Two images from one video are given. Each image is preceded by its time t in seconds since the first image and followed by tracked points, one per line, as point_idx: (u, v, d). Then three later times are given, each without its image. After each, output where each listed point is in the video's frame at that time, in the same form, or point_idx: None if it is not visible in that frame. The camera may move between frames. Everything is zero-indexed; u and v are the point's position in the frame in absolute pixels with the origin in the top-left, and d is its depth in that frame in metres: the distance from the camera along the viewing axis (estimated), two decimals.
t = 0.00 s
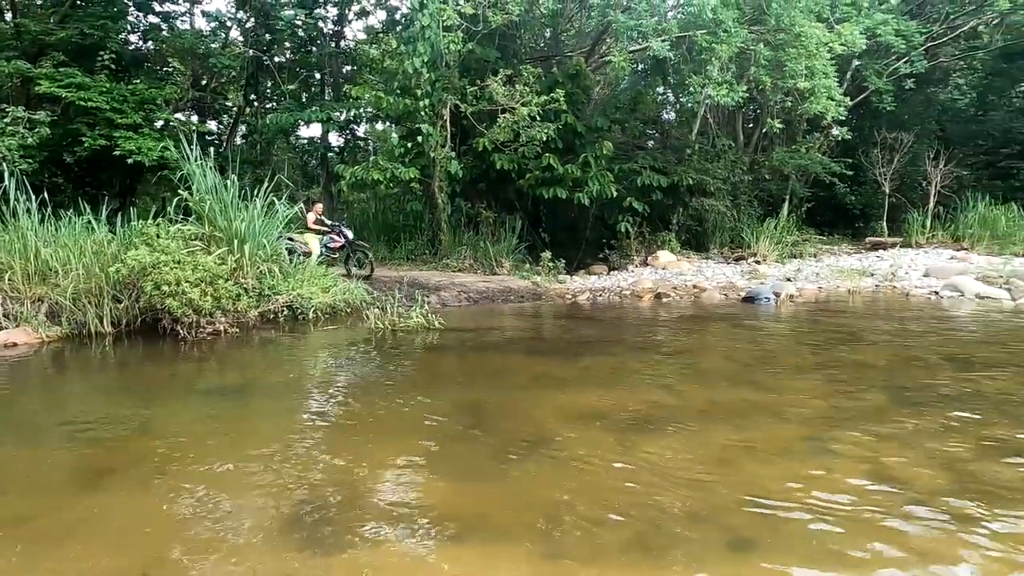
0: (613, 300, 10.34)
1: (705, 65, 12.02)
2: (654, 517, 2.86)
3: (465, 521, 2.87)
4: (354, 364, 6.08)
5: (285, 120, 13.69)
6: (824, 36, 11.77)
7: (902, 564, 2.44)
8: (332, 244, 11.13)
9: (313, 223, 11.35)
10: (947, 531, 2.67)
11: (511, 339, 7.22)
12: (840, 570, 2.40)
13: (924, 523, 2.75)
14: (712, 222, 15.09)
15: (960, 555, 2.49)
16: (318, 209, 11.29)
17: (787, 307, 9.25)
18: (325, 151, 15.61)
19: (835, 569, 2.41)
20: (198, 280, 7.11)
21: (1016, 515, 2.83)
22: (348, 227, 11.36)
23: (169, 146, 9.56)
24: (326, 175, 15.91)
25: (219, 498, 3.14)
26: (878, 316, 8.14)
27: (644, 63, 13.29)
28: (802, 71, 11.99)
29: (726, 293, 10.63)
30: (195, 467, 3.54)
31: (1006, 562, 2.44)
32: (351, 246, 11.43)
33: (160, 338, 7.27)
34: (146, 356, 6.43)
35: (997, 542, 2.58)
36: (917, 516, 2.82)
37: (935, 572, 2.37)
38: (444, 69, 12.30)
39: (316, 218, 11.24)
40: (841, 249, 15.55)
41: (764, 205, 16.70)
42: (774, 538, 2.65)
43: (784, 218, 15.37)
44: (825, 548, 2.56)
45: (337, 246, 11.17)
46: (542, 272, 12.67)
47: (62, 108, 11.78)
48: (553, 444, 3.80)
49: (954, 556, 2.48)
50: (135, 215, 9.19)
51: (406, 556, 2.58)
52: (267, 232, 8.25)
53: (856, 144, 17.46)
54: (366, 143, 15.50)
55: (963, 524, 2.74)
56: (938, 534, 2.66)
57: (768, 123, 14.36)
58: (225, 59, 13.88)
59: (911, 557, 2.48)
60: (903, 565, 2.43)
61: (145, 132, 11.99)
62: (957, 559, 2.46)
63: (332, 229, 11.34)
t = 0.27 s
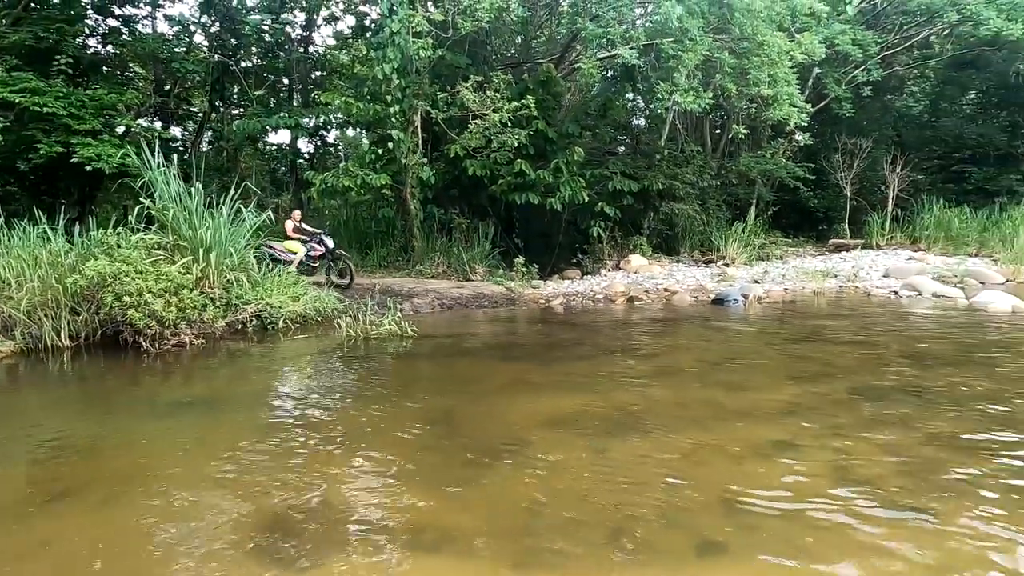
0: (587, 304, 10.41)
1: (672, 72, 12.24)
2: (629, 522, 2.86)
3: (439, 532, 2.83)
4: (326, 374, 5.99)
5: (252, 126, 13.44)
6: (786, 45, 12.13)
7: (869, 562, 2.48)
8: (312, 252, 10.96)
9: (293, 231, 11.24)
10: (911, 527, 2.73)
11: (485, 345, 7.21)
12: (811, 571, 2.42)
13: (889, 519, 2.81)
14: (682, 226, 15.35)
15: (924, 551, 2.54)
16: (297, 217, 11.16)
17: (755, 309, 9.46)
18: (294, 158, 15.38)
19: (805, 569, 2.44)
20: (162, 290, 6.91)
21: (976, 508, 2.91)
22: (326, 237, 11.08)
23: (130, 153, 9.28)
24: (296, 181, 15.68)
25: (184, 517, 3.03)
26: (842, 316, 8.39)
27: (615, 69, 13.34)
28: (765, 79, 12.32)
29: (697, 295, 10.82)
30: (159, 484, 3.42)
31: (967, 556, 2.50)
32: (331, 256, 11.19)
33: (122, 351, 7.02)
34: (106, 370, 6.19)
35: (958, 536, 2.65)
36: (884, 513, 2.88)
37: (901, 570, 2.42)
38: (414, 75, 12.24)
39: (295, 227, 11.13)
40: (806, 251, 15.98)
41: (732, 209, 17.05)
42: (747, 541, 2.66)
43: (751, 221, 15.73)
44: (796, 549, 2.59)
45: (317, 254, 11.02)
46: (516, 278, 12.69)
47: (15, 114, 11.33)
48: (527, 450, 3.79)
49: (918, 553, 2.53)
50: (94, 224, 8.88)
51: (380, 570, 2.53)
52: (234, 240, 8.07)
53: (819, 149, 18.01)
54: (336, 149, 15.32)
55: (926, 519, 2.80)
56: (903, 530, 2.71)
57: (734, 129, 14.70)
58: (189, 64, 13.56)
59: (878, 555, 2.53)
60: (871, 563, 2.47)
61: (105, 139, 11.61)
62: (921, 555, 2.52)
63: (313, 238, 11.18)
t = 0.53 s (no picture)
0: (563, 303, 10.44)
1: (644, 72, 12.36)
2: (609, 521, 2.86)
3: (418, 537, 2.79)
4: (297, 376, 5.89)
5: (220, 124, 13.11)
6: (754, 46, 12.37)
7: (847, 557, 2.49)
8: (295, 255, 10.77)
9: (274, 233, 11.05)
10: (886, 520, 2.76)
11: (460, 344, 7.19)
12: (791, 568, 2.42)
13: (864, 512, 2.84)
14: (655, 224, 15.54)
15: (900, 543, 2.57)
16: (280, 220, 11.01)
17: (726, 305, 9.64)
18: (265, 157, 15.07)
19: (785, 566, 2.44)
20: (126, 294, 6.69)
21: (947, 497, 2.97)
22: (308, 239, 10.79)
23: (91, 151, 8.95)
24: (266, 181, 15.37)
25: (151, 528, 2.92)
26: (809, 311, 8.61)
27: (587, 70, 13.81)
28: (734, 80, 12.55)
29: (670, 292, 10.97)
30: (124, 496, 3.30)
31: (940, 546, 2.54)
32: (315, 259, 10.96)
33: (84, 357, 6.76)
34: (67, 377, 5.94)
35: (931, 527, 2.69)
36: (859, 506, 2.91)
37: (879, 563, 2.43)
38: (387, 74, 12.11)
39: (278, 228, 10.95)
40: (775, 248, 16.35)
41: (704, 207, 17.32)
42: (726, 539, 2.66)
43: (722, 219, 16.01)
44: (776, 545, 2.59)
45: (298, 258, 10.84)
46: (492, 277, 12.68)
47: None
48: (506, 451, 3.77)
49: (894, 545, 2.55)
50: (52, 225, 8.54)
51: None
52: (202, 241, 7.87)
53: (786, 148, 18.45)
54: (308, 148, 15.09)
55: (900, 511, 2.84)
56: (878, 523, 2.74)
57: (705, 129, 14.94)
58: (152, 60, 13.15)
59: (855, 549, 2.54)
60: (849, 557, 2.48)
61: (64, 137, 11.17)
62: (897, 547, 2.54)
63: (296, 238, 10.89)
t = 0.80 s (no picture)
0: (548, 301, 10.46)
1: (629, 71, 12.39)
2: (597, 517, 2.88)
3: (406, 535, 2.78)
4: (281, 376, 5.83)
5: (200, 121, 12.88)
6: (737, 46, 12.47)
7: (833, 553, 2.51)
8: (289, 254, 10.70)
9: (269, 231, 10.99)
10: (870, 515, 2.80)
11: (446, 343, 7.17)
12: (779, 565, 2.43)
13: (848, 508, 2.87)
14: (640, 222, 15.63)
15: (883, 539, 2.60)
16: (274, 218, 10.94)
17: (710, 302, 9.73)
18: (246, 154, 14.86)
19: (772, 563, 2.45)
20: (104, 294, 6.56)
21: (928, 492, 3.02)
22: (303, 236, 10.71)
23: (66, 148, 8.75)
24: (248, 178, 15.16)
25: (134, 531, 2.89)
26: (791, 308, 8.73)
27: (572, 67, 13.51)
28: (717, 79, 12.65)
29: (655, 290, 11.05)
30: (105, 498, 3.25)
31: (925, 542, 2.57)
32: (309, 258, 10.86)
33: (60, 360, 6.60)
34: (43, 379, 5.81)
35: (914, 522, 2.73)
36: (843, 502, 2.94)
37: (864, 559, 2.46)
38: (370, 70, 11.99)
39: (272, 227, 10.88)
40: (758, 245, 16.54)
41: (688, 205, 17.44)
42: (714, 537, 2.67)
43: (706, 217, 16.15)
44: (763, 543, 2.61)
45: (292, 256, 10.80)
46: (477, 275, 12.66)
47: None
48: (493, 449, 3.78)
49: (878, 540, 2.59)
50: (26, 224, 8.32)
51: None
52: (182, 240, 7.73)
53: (768, 147, 18.66)
54: (290, 146, 14.91)
55: (883, 506, 2.88)
56: (862, 518, 2.78)
57: (689, 127, 15.04)
58: (129, 55, 12.87)
59: (841, 545, 2.57)
60: (835, 554, 2.50)
61: (38, 134, 10.88)
62: (882, 543, 2.57)
63: (290, 237, 10.82)
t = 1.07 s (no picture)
0: (554, 299, 10.44)
1: (635, 68, 12.35)
2: (604, 515, 2.88)
3: (413, 532, 2.79)
4: (288, 373, 5.86)
5: (206, 117, 12.90)
6: (744, 43, 12.40)
7: (842, 555, 2.49)
8: (310, 251, 10.73)
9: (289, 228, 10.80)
10: (879, 517, 2.78)
11: (452, 341, 7.18)
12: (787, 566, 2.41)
13: (857, 509, 2.85)
14: (645, 220, 15.60)
15: (892, 541, 2.58)
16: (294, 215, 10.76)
17: (716, 301, 9.72)
18: (252, 151, 14.90)
19: (780, 564, 2.44)
20: (112, 290, 6.58)
21: (938, 493, 2.99)
22: (323, 234, 10.72)
23: (74, 144, 8.78)
24: (254, 175, 15.20)
25: (142, 526, 2.90)
26: (798, 307, 8.71)
27: (578, 65, 13.72)
28: (724, 76, 12.59)
29: (661, 288, 11.03)
30: (114, 494, 3.26)
31: (933, 543, 2.55)
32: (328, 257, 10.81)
33: (68, 355, 6.63)
34: (50, 375, 5.82)
35: (923, 524, 2.71)
36: (852, 503, 2.92)
37: (873, 561, 2.44)
38: (376, 67, 11.99)
39: (292, 224, 10.76)
40: (764, 244, 16.49)
41: (693, 203, 17.37)
42: (722, 538, 2.65)
43: (711, 215, 16.09)
44: (771, 544, 2.59)
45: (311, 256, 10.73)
46: (482, 273, 12.67)
47: None
48: (499, 446, 3.78)
49: (887, 542, 2.57)
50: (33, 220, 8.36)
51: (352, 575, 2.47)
52: (189, 237, 7.76)
53: (774, 145, 18.58)
54: (296, 142, 14.93)
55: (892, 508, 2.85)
56: (871, 519, 2.75)
57: (695, 125, 14.98)
58: (136, 52, 12.90)
59: (850, 546, 2.55)
60: (844, 555, 2.48)
61: (46, 130, 10.92)
62: (891, 545, 2.55)
63: (309, 235, 10.78)
